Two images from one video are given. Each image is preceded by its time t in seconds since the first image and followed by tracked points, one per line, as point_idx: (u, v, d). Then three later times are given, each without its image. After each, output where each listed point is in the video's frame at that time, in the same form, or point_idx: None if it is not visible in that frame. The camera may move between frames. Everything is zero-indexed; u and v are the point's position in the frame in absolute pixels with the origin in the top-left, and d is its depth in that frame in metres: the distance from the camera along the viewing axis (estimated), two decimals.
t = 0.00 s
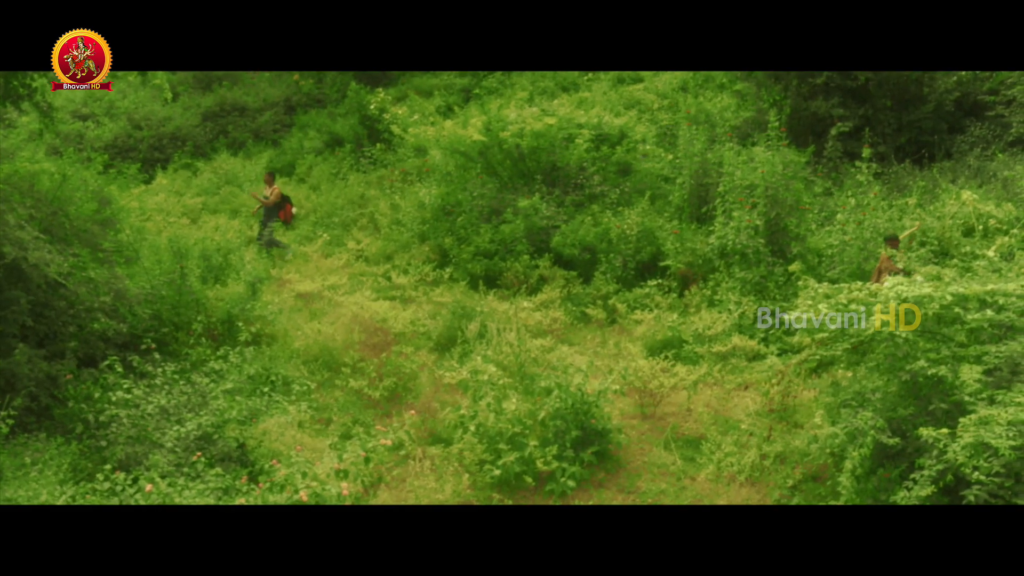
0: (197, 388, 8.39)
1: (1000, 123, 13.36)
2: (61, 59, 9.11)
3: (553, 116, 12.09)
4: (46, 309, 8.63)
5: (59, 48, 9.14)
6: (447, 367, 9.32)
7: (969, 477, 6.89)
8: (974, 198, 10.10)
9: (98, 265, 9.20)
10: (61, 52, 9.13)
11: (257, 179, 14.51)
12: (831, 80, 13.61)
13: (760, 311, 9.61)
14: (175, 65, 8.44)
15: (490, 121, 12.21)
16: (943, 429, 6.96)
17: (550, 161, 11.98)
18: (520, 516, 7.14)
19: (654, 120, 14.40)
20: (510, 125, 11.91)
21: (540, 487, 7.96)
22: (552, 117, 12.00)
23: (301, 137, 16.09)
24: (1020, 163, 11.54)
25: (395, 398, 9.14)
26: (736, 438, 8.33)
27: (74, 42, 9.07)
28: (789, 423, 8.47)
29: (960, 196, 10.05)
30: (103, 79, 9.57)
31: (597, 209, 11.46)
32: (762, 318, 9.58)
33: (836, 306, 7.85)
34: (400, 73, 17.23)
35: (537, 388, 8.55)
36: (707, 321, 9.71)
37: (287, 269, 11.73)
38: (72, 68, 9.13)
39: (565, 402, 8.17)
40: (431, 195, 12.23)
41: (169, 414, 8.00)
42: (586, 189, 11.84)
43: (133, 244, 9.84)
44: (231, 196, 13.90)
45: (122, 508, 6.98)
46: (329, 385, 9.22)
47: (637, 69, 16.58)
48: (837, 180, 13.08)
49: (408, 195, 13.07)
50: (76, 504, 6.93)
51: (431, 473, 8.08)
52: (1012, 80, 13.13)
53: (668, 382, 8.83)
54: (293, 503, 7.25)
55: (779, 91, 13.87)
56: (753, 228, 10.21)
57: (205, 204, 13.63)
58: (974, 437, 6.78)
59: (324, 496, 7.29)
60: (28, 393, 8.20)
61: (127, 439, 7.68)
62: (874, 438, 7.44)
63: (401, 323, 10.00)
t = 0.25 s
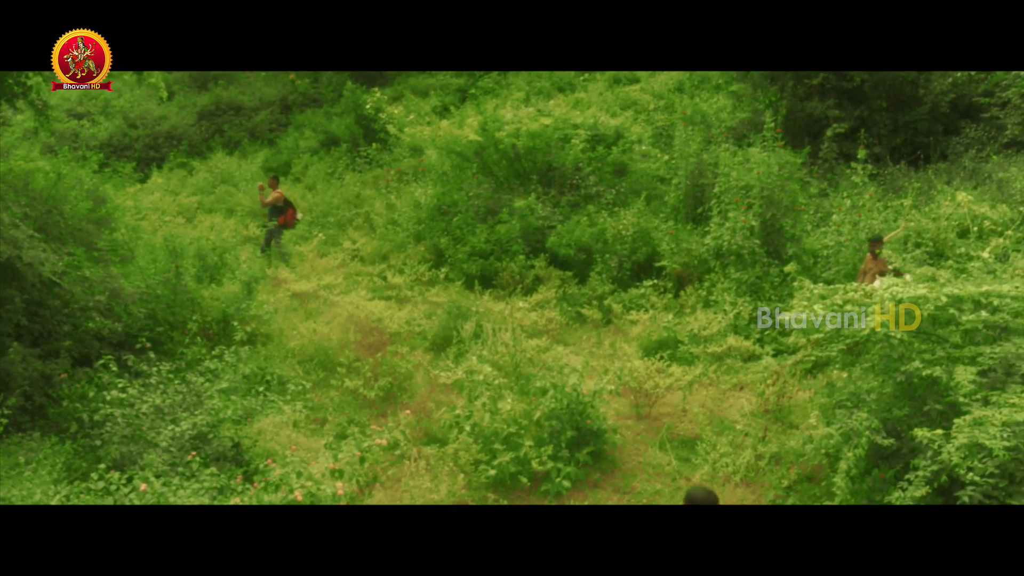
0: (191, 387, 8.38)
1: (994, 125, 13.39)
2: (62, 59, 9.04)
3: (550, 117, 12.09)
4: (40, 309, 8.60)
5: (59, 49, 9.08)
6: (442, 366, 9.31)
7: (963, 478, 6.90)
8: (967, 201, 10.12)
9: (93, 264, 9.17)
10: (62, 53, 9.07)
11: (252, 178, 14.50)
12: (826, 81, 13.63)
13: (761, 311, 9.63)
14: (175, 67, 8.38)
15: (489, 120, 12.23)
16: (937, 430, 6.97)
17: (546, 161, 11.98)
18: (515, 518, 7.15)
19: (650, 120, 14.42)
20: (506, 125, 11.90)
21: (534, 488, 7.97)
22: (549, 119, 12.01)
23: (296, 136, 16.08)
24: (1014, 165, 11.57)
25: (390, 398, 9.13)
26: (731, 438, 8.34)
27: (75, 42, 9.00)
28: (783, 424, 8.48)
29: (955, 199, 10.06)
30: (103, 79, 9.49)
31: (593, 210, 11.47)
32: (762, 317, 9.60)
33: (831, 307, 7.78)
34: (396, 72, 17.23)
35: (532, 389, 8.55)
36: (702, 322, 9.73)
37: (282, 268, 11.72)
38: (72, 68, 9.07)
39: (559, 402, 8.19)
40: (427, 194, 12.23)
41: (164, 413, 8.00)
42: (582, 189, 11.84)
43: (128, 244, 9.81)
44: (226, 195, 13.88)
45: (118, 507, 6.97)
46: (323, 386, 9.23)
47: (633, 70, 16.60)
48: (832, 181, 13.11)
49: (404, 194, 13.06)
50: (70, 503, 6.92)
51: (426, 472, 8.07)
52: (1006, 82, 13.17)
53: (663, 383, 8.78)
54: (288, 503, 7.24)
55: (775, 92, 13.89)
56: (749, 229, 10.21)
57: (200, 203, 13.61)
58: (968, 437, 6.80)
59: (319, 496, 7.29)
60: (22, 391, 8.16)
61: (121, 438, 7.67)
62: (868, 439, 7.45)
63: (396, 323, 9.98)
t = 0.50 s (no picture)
0: (185, 387, 8.35)
1: (988, 128, 13.42)
2: (62, 59, 9.06)
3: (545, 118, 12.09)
4: (34, 308, 8.57)
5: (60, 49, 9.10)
6: (437, 367, 9.30)
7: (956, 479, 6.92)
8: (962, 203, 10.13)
9: (87, 263, 9.14)
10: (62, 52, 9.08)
11: (247, 178, 14.48)
12: (822, 84, 13.66)
13: (761, 312, 9.62)
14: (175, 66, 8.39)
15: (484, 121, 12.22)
16: (930, 431, 6.98)
17: (541, 162, 11.98)
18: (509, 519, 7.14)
19: (645, 122, 14.46)
20: (501, 126, 11.88)
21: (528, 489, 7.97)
22: (545, 119, 12.01)
23: (291, 136, 16.07)
24: (1008, 168, 11.59)
25: (384, 398, 9.12)
26: (725, 440, 8.34)
27: (75, 42, 9.01)
28: (777, 425, 8.48)
29: (950, 200, 10.07)
30: (103, 79, 9.50)
31: (588, 210, 11.48)
32: (762, 318, 9.60)
33: (826, 309, 7.82)
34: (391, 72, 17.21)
35: (527, 390, 8.54)
36: (696, 323, 9.74)
37: (277, 268, 11.70)
38: (73, 68, 9.09)
39: (553, 403, 8.19)
40: (422, 195, 12.23)
41: (158, 413, 7.98)
42: (577, 191, 11.86)
43: (123, 243, 9.79)
44: (221, 194, 13.87)
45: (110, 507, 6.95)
46: (317, 386, 9.21)
47: (629, 71, 16.62)
48: (826, 183, 13.13)
49: (399, 195, 13.07)
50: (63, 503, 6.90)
51: (420, 473, 8.06)
52: (1000, 85, 13.20)
53: (658, 385, 8.80)
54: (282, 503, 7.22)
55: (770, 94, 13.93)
56: (744, 230, 10.21)
57: (195, 202, 13.58)
58: (962, 439, 6.81)
59: (313, 496, 7.28)
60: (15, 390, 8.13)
61: (115, 438, 7.64)
62: (862, 440, 7.46)
63: (391, 323, 9.97)
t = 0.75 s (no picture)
0: (178, 384, 8.34)
1: (982, 127, 13.43)
2: (62, 59, 9.13)
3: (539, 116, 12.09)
4: (26, 305, 8.54)
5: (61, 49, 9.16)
6: (430, 364, 9.30)
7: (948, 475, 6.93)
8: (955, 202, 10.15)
9: (80, 260, 9.12)
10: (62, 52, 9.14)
11: (241, 175, 14.46)
12: (815, 82, 13.69)
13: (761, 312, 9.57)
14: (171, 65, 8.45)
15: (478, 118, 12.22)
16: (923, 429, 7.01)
17: (536, 160, 11.97)
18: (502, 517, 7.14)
19: (639, 120, 14.48)
20: (495, 123, 11.88)
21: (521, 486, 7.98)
22: (539, 117, 12.01)
23: (285, 133, 16.04)
24: (1001, 167, 11.61)
25: (378, 395, 9.11)
26: (718, 437, 8.37)
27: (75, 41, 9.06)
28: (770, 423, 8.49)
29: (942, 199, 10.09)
30: (104, 79, 9.64)
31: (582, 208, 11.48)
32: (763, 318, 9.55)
33: (819, 307, 7.92)
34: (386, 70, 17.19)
35: (520, 388, 8.54)
36: (689, 321, 9.75)
37: (270, 265, 11.68)
38: (73, 68, 9.15)
39: (547, 400, 8.21)
40: (416, 192, 12.22)
41: (150, 410, 7.97)
42: (571, 188, 11.86)
43: (116, 239, 9.76)
44: (214, 191, 13.84)
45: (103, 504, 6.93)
46: (311, 383, 9.20)
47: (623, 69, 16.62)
48: (820, 181, 13.17)
49: (393, 192, 13.06)
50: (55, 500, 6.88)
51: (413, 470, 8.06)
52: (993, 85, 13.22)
53: (651, 382, 8.80)
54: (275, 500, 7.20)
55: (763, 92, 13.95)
56: (738, 228, 10.23)
57: (188, 199, 13.54)
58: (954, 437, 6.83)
59: (305, 494, 7.25)
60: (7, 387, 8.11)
61: (108, 435, 7.63)
62: (855, 438, 7.47)
63: (385, 320, 9.96)
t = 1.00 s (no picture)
0: (171, 373, 8.33)
1: (976, 121, 13.43)
2: (63, 60, 9.63)
3: (534, 107, 12.09)
4: (18, 294, 8.53)
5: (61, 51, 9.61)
6: (423, 355, 9.30)
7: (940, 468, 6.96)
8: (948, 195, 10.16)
9: (72, 249, 9.09)
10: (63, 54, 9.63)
11: (235, 165, 14.46)
12: (809, 75, 13.69)
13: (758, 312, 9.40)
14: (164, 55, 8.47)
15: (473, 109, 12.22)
16: (915, 422, 7.05)
17: (530, 151, 11.97)
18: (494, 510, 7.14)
19: (633, 112, 14.49)
20: (489, 114, 11.90)
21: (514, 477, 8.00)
22: (533, 109, 12.00)
23: (279, 123, 16.00)
24: (995, 161, 11.63)
25: (371, 386, 9.12)
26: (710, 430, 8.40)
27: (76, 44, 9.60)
28: (762, 416, 8.50)
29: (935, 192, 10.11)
30: (104, 81, 10.11)
31: (576, 200, 11.48)
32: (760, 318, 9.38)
33: (812, 301, 7.90)
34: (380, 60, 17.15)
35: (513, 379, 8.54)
36: (683, 314, 9.77)
37: (264, 255, 11.67)
38: (73, 68, 9.63)
39: (540, 392, 8.28)
40: (410, 183, 12.21)
41: (143, 399, 7.97)
42: (565, 179, 11.85)
43: (109, 229, 9.73)
44: (208, 181, 13.84)
45: (96, 494, 6.93)
46: (303, 373, 9.19)
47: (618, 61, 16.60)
48: (814, 174, 13.19)
49: (387, 182, 13.06)
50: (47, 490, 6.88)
51: (406, 460, 8.07)
52: (987, 79, 13.22)
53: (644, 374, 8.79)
54: (268, 490, 7.19)
55: (757, 85, 13.96)
56: (731, 221, 10.25)
57: (181, 188, 13.50)
58: (946, 430, 6.86)
59: (298, 483, 7.20)
60: None
61: (100, 425, 7.63)
62: (847, 432, 7.49)
63: (378, 311, 10.00)
